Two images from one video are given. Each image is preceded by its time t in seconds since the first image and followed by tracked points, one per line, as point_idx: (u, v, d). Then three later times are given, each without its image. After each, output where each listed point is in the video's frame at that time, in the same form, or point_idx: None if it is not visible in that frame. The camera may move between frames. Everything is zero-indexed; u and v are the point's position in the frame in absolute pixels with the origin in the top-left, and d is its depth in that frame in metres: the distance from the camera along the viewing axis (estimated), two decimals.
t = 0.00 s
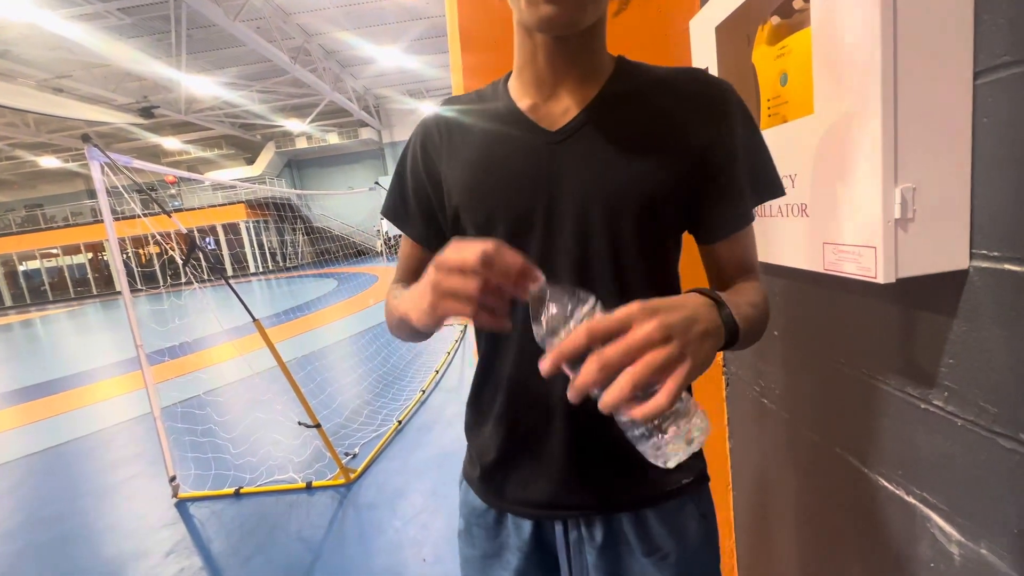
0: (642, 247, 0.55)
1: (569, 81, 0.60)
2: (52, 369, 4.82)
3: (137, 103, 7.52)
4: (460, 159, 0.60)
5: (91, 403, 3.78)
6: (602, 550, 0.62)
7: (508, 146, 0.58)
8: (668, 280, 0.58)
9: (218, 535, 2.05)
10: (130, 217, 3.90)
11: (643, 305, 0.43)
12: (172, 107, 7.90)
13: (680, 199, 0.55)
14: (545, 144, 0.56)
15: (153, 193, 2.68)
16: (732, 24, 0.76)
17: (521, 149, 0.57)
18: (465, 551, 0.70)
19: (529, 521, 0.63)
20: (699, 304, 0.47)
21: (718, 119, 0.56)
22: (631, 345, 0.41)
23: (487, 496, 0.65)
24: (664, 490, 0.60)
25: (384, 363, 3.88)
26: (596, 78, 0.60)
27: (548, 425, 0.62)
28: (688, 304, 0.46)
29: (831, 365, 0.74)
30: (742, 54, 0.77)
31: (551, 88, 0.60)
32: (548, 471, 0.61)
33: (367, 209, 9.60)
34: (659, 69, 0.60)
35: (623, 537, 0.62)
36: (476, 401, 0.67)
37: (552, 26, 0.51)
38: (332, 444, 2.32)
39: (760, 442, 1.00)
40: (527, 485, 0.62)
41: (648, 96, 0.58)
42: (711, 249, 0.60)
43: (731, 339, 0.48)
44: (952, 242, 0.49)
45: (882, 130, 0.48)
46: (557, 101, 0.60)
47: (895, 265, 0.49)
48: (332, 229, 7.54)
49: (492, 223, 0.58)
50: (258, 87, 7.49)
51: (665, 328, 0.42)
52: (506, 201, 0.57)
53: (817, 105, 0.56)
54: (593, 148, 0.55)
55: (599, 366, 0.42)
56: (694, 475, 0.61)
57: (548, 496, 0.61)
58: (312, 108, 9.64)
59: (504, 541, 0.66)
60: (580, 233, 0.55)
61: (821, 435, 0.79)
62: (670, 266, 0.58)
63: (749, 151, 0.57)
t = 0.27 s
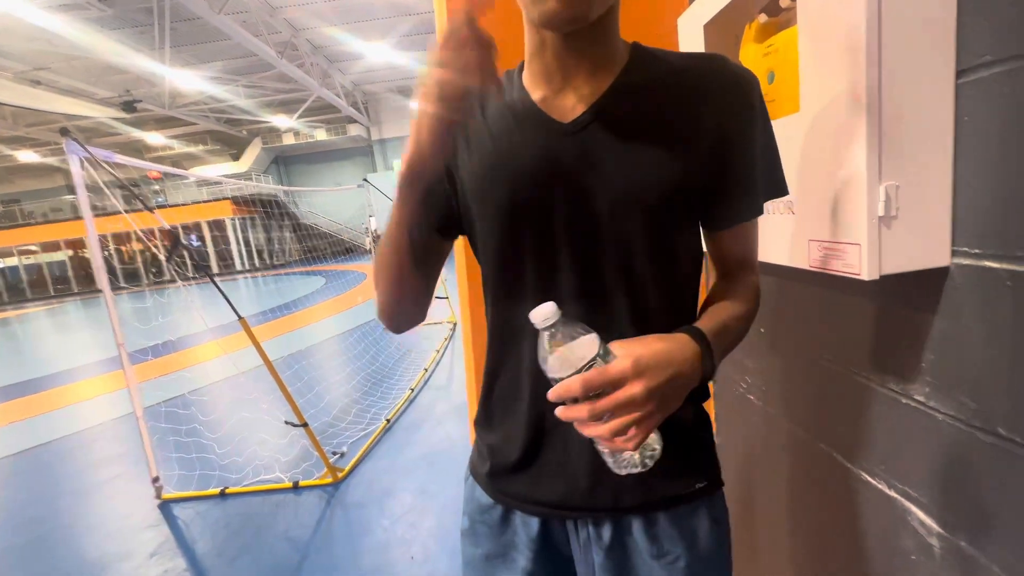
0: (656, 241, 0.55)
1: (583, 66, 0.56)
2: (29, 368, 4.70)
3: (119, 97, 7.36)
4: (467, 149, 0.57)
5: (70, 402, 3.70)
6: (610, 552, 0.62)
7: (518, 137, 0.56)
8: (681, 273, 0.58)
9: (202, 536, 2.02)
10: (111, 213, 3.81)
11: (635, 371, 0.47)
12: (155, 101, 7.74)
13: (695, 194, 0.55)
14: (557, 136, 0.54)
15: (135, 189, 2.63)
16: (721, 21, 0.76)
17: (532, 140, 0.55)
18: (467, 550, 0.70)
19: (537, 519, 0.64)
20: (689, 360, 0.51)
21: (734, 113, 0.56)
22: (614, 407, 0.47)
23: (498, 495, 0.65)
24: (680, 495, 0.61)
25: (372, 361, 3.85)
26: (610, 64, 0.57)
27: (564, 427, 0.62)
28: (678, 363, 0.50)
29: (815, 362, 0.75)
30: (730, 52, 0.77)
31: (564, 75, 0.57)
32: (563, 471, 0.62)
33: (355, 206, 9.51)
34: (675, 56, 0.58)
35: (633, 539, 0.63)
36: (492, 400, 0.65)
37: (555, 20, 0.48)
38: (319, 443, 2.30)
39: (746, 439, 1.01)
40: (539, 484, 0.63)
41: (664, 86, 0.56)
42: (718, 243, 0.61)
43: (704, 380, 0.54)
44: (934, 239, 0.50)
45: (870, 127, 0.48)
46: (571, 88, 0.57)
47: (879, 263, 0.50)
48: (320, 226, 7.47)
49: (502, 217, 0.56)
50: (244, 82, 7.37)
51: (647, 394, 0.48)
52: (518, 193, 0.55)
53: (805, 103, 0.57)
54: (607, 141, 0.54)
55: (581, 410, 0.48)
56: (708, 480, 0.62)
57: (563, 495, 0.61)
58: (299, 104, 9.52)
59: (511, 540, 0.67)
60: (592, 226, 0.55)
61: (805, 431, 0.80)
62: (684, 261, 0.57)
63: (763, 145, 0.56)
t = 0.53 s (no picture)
0: (655, 228, 0.54)
1: (581, 49, 0.55)
2: None
3: (87, 84, 7.06)
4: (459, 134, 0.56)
5: (36, 402, 3.55)
6: (603, 545, 0.62)
7: (515, 120, 0.55)
8: (679, 261, 0.57)
9: (176, 537, 1.97)
10: (77, 205, 3.66)
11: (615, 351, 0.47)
12: (124, 90, 7.46)
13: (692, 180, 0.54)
14: (552, 120, 0.54)
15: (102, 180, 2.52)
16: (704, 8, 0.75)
17: (527, 125, 0.55)
18: (455, 545, 0.69)
19: (529, 513, 0.63)
20: (668, 346, 0.50)
21: (734, 98, 0.55)
22: (591, 388, 0.46)
23: (487, 489, 0.64)
24: (672, 487, 0.61)
25: (354, 356, 3.79)
26: (609, 44, 0.56)
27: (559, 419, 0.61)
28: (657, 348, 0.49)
29: (795, 353, 0.76)
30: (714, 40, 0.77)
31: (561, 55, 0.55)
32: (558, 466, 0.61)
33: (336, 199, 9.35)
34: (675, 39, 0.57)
35: (625, 532, 0.62)
36: (486, 392, 0.63)
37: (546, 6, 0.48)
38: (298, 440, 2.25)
39: (728, 431, 1.01)
40: (532, 479, 0.61)
41: (663, 71, 0.55)
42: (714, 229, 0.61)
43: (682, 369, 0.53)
44: (912, 229, 0.50)
45: (850, 116, 0.48)
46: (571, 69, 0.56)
47: (860, 253, 0.49)
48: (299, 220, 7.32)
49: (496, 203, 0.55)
50: (218, 71, 7.15)
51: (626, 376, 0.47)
52: (512, 178, 0.55)
53: (788, 92, 0.56)
54: (604, 126, 0.54)
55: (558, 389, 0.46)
56: (698, 471, 0.63)
57: (557, 489, 0.60)
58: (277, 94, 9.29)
59: (500, 534, 0.66)
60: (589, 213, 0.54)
61: (785, 422, 0.81)
62: (687, 249, 0.57)
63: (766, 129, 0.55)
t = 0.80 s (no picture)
0: (639, 231, 0.54)
1: (569, 54, 0.58)
2: None
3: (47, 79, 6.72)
4: (447, 138, 0.58)
5: None
6: (585, 557, 0.60)
7: (502, 121, 0.56)
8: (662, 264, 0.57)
9: (141, 555, 1.87)
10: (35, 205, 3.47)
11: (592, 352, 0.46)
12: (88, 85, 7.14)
13: (678, 182, 0.54)
14: (536, 123, 0.55)
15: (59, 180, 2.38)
16: (685, 6, 0.73)
17: (512, 127, 0.55)
18: (431, 560, 0.68)
19: (507, 527, 0.61)
20: (647, 357, 0.50)
21: (721, 99, 0.54)
22: (556, 381, 0.45)
23: (466, 504, 0.63)
24: (654, 495, 0.59)
25: (331, 359, 3.70)
26: (594, 49, 0.58)
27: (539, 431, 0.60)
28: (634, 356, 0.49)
29: (775, 359, 0.75)
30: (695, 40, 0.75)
31: (548, 60, 0.58)
32: (536, 479, 0.59)
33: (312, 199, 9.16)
34: (663, 43, 0.58)
35: (607, 543, 0.61)
36: (468, 403, 0.63)
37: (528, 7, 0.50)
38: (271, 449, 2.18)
39: (708, 436, 1.01)
40: (512, 493, 0.60)
41: (651, 74, 0.56)
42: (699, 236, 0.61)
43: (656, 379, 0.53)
44: (895, 237, 0.49)
45: (834, 120, 0.46)
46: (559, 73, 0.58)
47: (842, 261, 0.48)
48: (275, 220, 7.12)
49: (483, 205, 0.56)
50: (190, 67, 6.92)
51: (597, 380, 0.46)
52: (497, 180, 0.56)
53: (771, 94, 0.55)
54: (590, 128, 0.54)
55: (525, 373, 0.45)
56: (680, 477, 0.61)
57: (535, 505, 0.59)
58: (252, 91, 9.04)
59: (477, 548, 0.65)
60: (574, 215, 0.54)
61: (765, 428, 0.80)
62: (671, 251, 0.57)
63: (753, 130, 0.54)
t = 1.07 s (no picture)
0: (631, 224, 0.50)
1: (550, 40, 0.54)
2: None
3: (35, 76, 6.61)
4: (424, 132, 0.55)
5: None
6: (586, 560, 0.56)
7: (481, 109, 0.53)
8: (658, 259, 0.53)
9: (130, 560, 1.82)
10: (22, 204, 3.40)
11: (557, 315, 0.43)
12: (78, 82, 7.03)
13: (669, 171, 0.50)
14: (517, 112, 0.51)
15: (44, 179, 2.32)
16: None
17: (491, 118, 0.52)
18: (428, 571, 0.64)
19: (507, 534, 0.57)
20: (625, 333, 0.45)
21: (710, 80, 0.50)
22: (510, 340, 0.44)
23: (463, 511, 0.59)
24: (654, 491, 0.55)
25: (326, 359, 3.66)
26: (577, 33, 0.54)
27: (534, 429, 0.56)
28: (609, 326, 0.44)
29: (786, 357, 0.72)
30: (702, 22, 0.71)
31: (526, 47, 0.54)
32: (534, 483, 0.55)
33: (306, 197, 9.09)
34: (650, 23, 0.54)
35: (610, 545, 0.57)
36: (461, 404, 0.59)
37: None
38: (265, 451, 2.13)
39: (713, 436, 0.97)
40: (507, 498, 0.56)
41: (638, 56, 0.52)
42: (697, 227, 0.56)
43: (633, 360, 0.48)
44: (927, 225, 0.45)
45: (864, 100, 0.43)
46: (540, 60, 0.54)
47: (872, 252, 0.45)
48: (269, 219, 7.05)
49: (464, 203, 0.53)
50: (181, 64, 6.83)
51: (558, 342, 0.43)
52: (477, 175, 0.52)
53: (790, 74, 0.51)
54: (572, 116, 0.50)
55: (489, 319, 0.46)
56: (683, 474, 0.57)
57: (531, 506, 0.55)
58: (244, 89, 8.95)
59: (477, 557, 0.60)
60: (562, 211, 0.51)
61: (775, 428, 0.77)
62: (669, 244, 0.53)
63: (744, 115, 0.50)
